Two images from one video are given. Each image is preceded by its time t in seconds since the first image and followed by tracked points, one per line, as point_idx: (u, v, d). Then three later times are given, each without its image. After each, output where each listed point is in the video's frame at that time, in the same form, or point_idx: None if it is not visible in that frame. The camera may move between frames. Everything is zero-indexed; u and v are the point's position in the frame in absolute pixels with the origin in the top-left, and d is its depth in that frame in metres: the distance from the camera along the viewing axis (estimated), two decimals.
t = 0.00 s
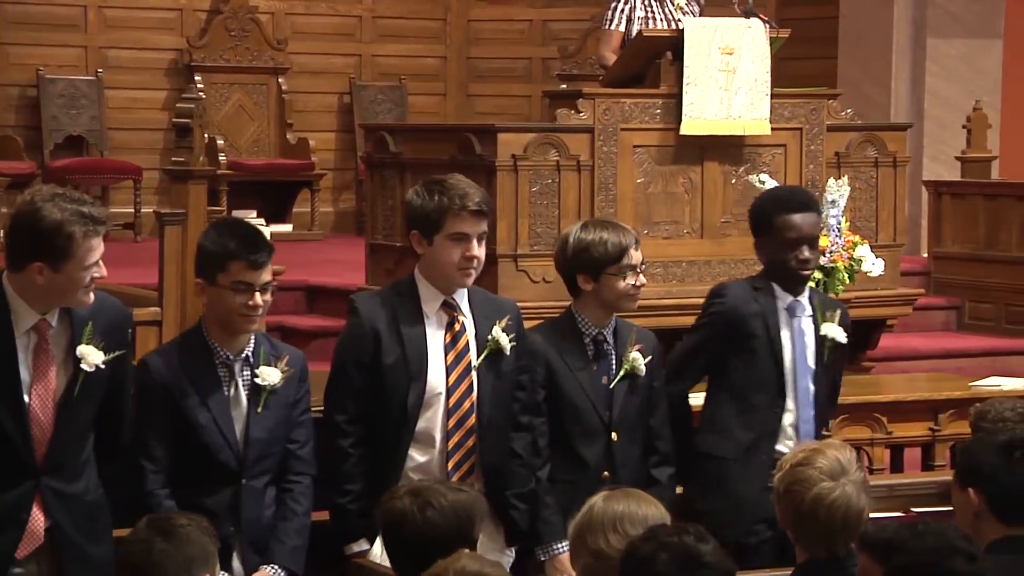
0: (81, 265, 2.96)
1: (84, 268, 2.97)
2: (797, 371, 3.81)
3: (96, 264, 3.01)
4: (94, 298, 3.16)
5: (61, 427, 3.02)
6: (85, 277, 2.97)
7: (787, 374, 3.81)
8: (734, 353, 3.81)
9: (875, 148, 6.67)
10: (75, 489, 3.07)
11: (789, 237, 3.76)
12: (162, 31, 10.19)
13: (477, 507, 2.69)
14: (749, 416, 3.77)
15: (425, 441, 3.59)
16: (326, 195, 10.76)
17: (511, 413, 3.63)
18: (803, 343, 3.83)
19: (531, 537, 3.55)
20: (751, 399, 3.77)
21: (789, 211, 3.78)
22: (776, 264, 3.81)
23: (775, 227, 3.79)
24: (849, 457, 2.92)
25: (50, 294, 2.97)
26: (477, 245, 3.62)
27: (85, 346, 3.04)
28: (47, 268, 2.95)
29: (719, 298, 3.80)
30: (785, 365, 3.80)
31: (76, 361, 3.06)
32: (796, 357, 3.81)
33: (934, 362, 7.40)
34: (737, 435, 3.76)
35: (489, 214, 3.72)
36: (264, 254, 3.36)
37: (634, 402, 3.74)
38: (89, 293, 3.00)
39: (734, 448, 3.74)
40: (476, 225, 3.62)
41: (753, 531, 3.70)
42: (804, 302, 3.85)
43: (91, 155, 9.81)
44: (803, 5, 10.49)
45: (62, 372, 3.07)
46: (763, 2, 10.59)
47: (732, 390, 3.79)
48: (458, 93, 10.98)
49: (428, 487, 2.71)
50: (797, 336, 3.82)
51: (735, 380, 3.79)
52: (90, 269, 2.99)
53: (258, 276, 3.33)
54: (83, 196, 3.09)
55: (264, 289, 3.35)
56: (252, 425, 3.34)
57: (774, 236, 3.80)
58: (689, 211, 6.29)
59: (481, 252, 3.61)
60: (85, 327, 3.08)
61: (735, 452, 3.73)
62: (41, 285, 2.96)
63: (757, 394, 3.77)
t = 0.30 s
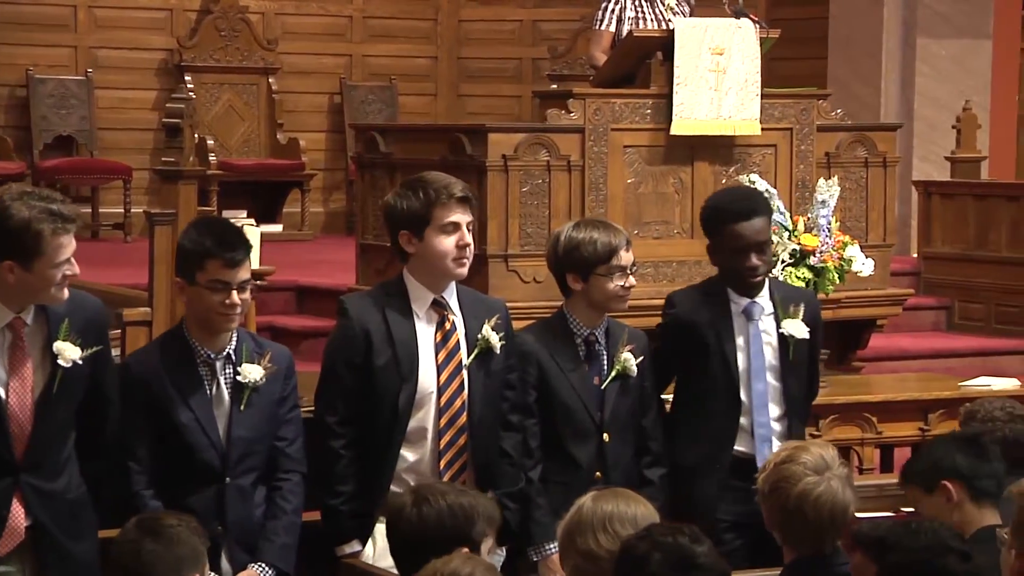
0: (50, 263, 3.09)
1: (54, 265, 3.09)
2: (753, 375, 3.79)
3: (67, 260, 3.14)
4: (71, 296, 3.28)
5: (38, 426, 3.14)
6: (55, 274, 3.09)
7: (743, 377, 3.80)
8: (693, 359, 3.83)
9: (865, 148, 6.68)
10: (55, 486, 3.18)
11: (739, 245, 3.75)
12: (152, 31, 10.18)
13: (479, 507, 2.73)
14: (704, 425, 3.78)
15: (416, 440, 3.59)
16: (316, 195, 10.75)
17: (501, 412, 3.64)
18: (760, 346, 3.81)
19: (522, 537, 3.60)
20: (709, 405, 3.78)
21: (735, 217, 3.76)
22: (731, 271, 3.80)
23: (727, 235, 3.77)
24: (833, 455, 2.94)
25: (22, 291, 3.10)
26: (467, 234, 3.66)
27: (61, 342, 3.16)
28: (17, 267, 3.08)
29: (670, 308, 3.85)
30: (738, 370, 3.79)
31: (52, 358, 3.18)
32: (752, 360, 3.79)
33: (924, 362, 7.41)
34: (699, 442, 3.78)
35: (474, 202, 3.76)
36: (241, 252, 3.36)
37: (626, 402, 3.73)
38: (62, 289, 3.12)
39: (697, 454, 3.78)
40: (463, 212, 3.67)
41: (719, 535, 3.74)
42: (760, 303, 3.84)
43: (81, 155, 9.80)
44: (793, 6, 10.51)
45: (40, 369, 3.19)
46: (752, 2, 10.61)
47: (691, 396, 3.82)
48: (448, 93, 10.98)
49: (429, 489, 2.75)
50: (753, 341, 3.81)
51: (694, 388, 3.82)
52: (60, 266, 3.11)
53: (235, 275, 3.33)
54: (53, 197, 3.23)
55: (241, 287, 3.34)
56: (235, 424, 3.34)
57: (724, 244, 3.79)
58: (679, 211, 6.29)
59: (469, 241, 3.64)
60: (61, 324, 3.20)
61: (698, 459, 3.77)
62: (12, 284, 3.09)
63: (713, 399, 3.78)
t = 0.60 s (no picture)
0: (27, 258, 3.08)
1: (32, 260, 3.08)
2: (729, 373, 3.79)
3: (44, 254, 3.12)
4: (49, 294, 3.29)
5: (21, 423, 3.16)
6: (33, 269, 3.08)
7: (719, 375, 3.80)
8: (671, 358, 3.84)
9: (853, 148, 6.69)
10: (40, 484, 3.19)
11: (718, 240, 3.77)
12: (141, 31, 10.17)
13: (479, 510, 2.73)
14: (681, 424, 3.78)
15: (404, 438, 3.63)
16: (304, 195, 10.75)
17: (486, 410, 3.64)
18: (738, 345, 3.81)
19: (509, 537, 3.60)
20: (684, 405, 3.79)
21: (713, 214, 3.79)
22: (710, 268, 3.82)
23: (705, 231, 3.80)
24: (822, 456, 2.94)
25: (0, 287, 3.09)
26: (455, 229, 3.69)
27: (41, 338, 3.18)
28: None
29: (648, 305, 3.87)
30: (714, 367, 3.79)
31: (32, 355, 3.20)
32: (730, 357, 3.79)
33: (911, 362, 7.42)
34: (677, 441, 3.78)
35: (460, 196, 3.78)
36: (241, 252, 3.34)
37: (610, 402, 3.73)
38: (40, 285, 3.12)
39: (676, 454, 3.78)
40: (449, 206, 3.69)
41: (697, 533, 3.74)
42: (739, 301, 3.84)
43: (68, 155, 9.79)
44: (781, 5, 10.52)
45: (19, 367, 3.21)
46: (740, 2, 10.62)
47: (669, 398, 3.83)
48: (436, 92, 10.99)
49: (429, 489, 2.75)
50: (732, 339, 3.80)
51: (673, 388, 3.82)
52: (38, 261, 3.10)
53: (233, 276, 3.31)
54: (28, 191, 3.21)
55: (239, 288, 3.32)
56: (236, 424, 3.34)
57: (703, 241, 3.81)
58: (668, 210, 6.29)
59: (457, 235, 3.66)
60: (39, 322, 3.22)
61: (678, 458, 3.77)
62: None
63: (688, 400, 3.79)
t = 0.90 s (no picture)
0: (10, 253, 3.09)
1: (14, 255, 3.09)
2: (722, 373, 3.81)
3: (26, 250, 3.13)
4: (34, 293, 3.30)
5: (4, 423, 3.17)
6: (15, 264, 3.09)
7: (711, 374, 3.81)
8: (665, 357, 3.83)
9: (841, 148, 6.70)
10: (25, 484, 3.20)
11: (731, 245, 3.74)
12: (129, 31, 10.16)
13: (474, 511, 2.72)
14: (673, 423, 3.78)
15: (393, 437, 3.63)
16: (293, 194, 10.74)
17: (473, 409, 3.65)
18: (732, 346, 3.82)
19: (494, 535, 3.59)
20: (676, 404, 3.79)
21: (733, 219, 3.74)
22: (712, 268, 3.81)
23: (718, 234, 3.75)
24: (809, 455, 2.94)
25: None
26: (440, 227, 3.70)
27: (24, 337, 3.19)
28: None
29: (645, 302, 3.84)
30: (710, 364, 3.80)
31: (16, 354, 3.21)
32: (723, 357, 3.82)
33: (899, 361, 7.43)
34: (668, 442, 3.78)
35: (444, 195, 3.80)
36: (250, 253, 3.35)
37: (595, 401, 3.73)
38: (23, 280, 3.13)
39: (666, 454, 3.78)
40: (433, 204, 3.70)
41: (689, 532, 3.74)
42: (734, 303, 3.86)
43: (56, 155, 9.78)
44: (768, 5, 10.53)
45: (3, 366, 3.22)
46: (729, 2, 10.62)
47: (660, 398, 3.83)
48: (425, 92, 10.98)
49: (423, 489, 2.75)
50: (725, 341, 3.83)
51: (666, 389, 3.82)
52: (20, 256, 3.11)
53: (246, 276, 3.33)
54: (12, 186, 3.21)
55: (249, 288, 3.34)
56: (237, 422, 3.34)
57: (714, 241, 3.77)
58: (656, 210, 6.29)
59: (442, 233, 3.67)
60: (23, 321, 3.23)
61: (669, 459, 3.77)
62: None
63: (680, 399, 3.78)
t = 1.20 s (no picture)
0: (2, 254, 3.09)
1: (6, 256, 3.10)
2: (720, 374, 3.81)
3: (17, 251, 3.14)
4: (22, 292, 3.32)
5: None
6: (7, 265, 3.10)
7: (709, 378, 3.81)
8: (662, 358, 3.83)
9: (831, 148, 6.71)
10: (14, 483, 3.19)
11: (736, 254, 3.76)
12: (118, 31, 10.15)
13: (472, 512, 2.73)
14: (672, 425, 3.78)
15: (380, 436, 3.63)
16: (282, 194, 10.73)
17: (462, 409, 3.65)
18: (728, 348, 3.84)
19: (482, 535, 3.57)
20: (674, 407, 3.79)
21: (738, 230, 3.75)
22: (712, 272, 3.82)
23: (725, 237, 3.77)
24: (801, 458, 2.97)
25: None
26: (428, 228, 3.70)
27: (13, 336, 3.21)
28: None
29: (642, 303, 3.85)
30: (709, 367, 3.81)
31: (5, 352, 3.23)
32: (721, 359, 3.82)
33: (888, 361, 7.45)
34: (664, 441, 3.78)
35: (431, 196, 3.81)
36: (241, 252, 3.39)
37: (585, 402, 3.73)
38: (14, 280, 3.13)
39: (660, 453, 3.78)
40: (421, 205, 3.71)
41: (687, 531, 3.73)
42: (731, 306, 3.86)
43: (45, 155, 9.77)
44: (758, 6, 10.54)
45: None
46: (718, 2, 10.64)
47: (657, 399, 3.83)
48: (414, 92, 10.97)
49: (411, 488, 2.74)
50: (722, 344, 3.83)
51: (660, 389, 3.82)
52: (12, 256, 3.11)
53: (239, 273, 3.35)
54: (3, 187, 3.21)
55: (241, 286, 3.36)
56: (230, 421, 3.34)
57: (721, 245, 3.78)
58: (646, 210, 6.30)
59: (429, 234, 3.68)
60: (12, 320, 3.24)
61: (660, 459, 3.77)
62: None
63: (679, 401, 3.78)
